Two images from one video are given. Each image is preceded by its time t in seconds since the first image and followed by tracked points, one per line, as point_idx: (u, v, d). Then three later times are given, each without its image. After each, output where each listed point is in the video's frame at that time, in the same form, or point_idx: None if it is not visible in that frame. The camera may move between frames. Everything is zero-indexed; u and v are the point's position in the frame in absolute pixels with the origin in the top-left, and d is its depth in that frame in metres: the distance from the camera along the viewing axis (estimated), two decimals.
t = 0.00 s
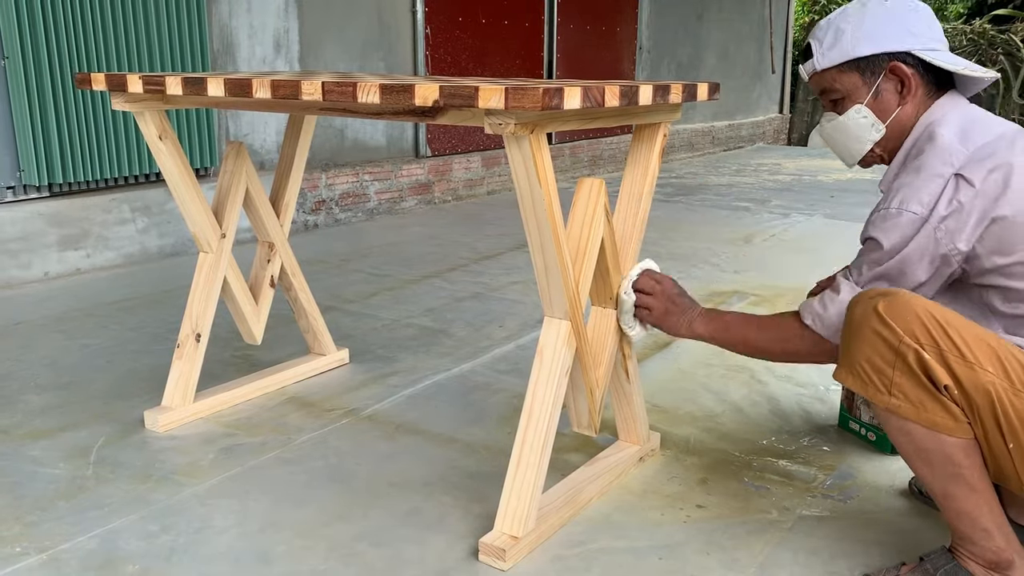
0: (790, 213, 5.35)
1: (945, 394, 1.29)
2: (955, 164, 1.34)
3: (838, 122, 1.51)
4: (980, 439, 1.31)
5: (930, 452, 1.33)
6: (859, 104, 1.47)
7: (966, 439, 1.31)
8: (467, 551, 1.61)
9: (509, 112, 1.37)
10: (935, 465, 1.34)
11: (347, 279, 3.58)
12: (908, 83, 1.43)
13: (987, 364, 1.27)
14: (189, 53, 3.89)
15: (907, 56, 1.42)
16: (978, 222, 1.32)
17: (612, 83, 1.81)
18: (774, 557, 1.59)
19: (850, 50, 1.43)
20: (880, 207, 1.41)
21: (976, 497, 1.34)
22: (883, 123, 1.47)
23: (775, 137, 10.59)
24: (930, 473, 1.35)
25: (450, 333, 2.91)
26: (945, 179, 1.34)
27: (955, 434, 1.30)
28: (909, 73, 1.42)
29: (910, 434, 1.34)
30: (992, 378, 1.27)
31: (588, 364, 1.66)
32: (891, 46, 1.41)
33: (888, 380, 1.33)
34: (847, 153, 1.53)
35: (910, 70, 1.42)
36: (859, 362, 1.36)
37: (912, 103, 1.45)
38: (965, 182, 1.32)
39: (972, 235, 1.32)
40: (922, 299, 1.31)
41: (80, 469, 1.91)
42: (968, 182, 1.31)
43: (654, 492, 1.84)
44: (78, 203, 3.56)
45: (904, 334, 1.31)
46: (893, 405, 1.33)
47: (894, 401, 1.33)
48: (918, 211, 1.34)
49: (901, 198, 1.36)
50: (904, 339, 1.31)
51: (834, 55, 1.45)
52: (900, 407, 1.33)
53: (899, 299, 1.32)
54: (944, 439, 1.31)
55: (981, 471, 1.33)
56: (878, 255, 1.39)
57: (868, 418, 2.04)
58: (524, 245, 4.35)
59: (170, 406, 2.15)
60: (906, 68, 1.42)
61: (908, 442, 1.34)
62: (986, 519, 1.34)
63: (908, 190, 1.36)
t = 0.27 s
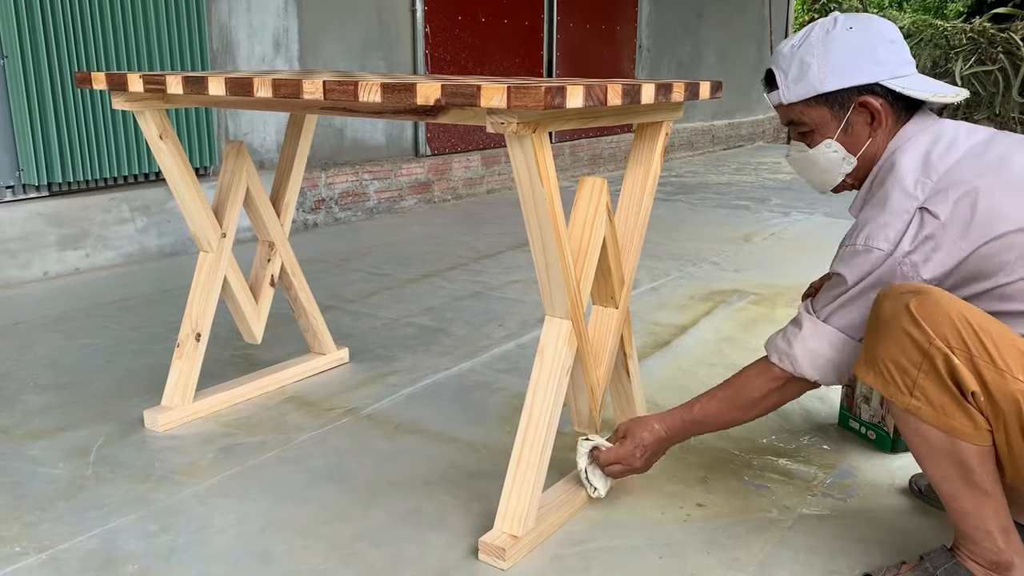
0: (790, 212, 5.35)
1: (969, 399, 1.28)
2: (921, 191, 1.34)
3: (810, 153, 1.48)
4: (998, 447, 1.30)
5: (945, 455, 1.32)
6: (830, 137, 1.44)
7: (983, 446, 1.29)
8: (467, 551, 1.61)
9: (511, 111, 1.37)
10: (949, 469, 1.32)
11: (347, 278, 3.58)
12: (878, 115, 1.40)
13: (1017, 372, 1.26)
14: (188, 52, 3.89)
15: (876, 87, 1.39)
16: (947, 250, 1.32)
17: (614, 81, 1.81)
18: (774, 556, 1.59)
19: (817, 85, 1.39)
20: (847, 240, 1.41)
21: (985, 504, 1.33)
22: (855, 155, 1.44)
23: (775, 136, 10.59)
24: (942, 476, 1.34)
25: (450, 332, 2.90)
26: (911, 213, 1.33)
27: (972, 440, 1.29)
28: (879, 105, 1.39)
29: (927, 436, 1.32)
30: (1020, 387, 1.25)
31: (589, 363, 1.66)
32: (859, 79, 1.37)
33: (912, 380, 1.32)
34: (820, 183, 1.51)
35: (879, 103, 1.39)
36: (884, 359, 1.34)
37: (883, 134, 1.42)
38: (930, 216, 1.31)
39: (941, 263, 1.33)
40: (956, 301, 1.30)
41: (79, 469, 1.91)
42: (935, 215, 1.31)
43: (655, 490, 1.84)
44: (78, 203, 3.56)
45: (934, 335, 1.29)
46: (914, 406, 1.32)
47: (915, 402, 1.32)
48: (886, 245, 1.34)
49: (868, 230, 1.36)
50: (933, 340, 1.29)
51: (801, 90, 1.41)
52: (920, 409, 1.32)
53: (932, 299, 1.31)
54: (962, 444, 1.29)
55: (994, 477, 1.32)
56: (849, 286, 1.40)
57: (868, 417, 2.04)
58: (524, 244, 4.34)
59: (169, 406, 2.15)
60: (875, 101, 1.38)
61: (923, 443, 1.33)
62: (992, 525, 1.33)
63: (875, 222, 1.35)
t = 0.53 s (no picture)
0: (790, 211, 5.35)
1: (995, 401, 1.27)
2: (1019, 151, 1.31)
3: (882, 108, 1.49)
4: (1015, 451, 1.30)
5: (963, 456, 1.32)
6: (900, 89, 1.45)
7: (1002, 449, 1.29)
8: (467, 550, 1.61)
9: (511, 110, 1.37)
10: (966, 469, 1.32)
11: (347, 277, 3.58)
12: (949, 65, 1.40)
13: None
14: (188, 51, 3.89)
15: (947, 37, 1.39)
16: None
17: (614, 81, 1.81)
18: (774, 555, 1.59)
19: (886, 36, 1.42)
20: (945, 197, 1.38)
21: (997, 506, 1.33)
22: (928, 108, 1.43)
23: (775, 135, 10.59)
24: (957, 476, 1.34)
25: (450, 331, 2.91)
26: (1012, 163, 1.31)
27: (992, 443, 1.29)
28: (949, 54, 1.39)
29: (948, 436, 1.32)
30: None
31: (590, 362, 1.66)
32: (928, 28, 1.38)
33: (938, 378, 1.31)
34: (893, 139, 1.52)
35: (949, 52, 1.39)
36: (912, 356, 1.33)
37: (957, 84, 1.41)
38: None
39: None
40: (988, 302, 1.29)
41: (79, 467, 1.91)
42: None
43: (654, 489, 1.84)
44: (77, 202, 3.56)
45: (966, 335, 1.28)
46: (938, 405, 1.31)
47: (940, 401, 1.31)
48: (990, 199, 1.31)
49: (970, 184, 1.33)
50: (965, 339, 1.28)
51: (873, 44, 1.44)
52: (943, 408, 1.31)
53: (966, 299, 1.30)
54: (982, 445, 1.29)
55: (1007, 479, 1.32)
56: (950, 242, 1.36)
57: (867, 416, 2.04)
58: (524, 243, 4.34)
59: (169, 404, 2.15)
60: (944, 50, 1.39)
61: (943, 442, 1.33)
62: (999, 528, 1.34)
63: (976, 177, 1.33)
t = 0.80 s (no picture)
0: (789, 210, 5.35)
1: (924, 385, 1.31)
2: None
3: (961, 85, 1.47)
4: (967, 434, 1.32)
5: (916, 444, 1.34)
6: (967, 68, 1.43)
7: (950, 432, 1.32)
8: (467, 548, 1.61)
9: (511, 109, 1.37)
10: (923, 457, 1.35)
11: (347, 276, 3.58)
12: (1006, 48, 1.35)
13: (967, 358, 1.29)
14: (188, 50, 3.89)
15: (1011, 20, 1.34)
16: None
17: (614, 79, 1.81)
18: (773, 554, 1.59)
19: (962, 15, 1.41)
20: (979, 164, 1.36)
21: (967, 491, 1.34)
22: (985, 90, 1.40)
23: (775, 134, 10.59)
24: (920, 466, 1.36)
25: (450, 330, 2.90)
26: None
27: (940, 427, 1.32)
28: (1003, 37, 1.35)
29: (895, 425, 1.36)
30: (972, 372, 1.29)
31: (589, 361, 1.66)
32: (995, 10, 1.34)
33: (874, 370, 1.37)
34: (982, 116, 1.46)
35: (1006, 36, 1.35)
36: (850, 353, 1.40)
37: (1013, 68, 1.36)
38: None
39: None
40: (908, 294, 1.35)
41: (79, 465, 1.91)
42: None
43: (654, 489, 1.84)
44: (77, 200, 3.56)
45: (888, 326, 1.35)
46: (879, 396, 1.36)
47: (881, 392, 1.36)
48: None
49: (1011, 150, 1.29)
50: (887, 330, 1.35)
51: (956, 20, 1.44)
52: (886, 398, 1.35)
53: (887, 294, 1.36)
54: (927, 431, 1.32)
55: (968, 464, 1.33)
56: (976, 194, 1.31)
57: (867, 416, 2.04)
58: (523, 242, 4.34)
59: (169, 403, 2.15)
60: (1000, 33, 1.35)
61: (895, 433, 1.36)
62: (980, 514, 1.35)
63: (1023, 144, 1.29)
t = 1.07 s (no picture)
0: (789, 210, 5.35)
1: (931, 379, 1.31)
2: None
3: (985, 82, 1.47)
4: (973, 429, 1.32)
5: (922, 438, 1.34)
6: (994, 61, 1.44)
7: (955, 427, 1.32)
8: (466, 548, 1.61)
9: (510, 108, 1.37)
10: (928, 453, 1.35)
11: (346, 275, 3.58)
12: None
13: (975, 354, 1.29)
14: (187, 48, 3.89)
15: None
16: None
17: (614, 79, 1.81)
18: (772, 554, 1.59)
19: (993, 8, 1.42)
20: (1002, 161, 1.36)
21: (971, 488, 1.34)
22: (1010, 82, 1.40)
23: (774, 134, 10.59)
24: (924, 462, 1.36)
25: (449, 329, 2.90)
26: None
27: (945, 421, 1.32)
28: None
29: (902, 419, 1.36)
30: (980, 367, 1.28)
31: (588, 361, 1.66)
32: None
33: (882, 365, 1.37)
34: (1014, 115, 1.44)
35: None
36: (857, 348, 1.40)
37: None
38: None
39: None
40: (917, 289, 1.35)
41: (78, 464, 1.91)
42: None
43: (652, 488, 1.84)
44: (76, 198, 3.55)
45: (895, 320, 1.35)
46: (886, 390, 1.36)
47: (888, 386, 1.36)
48: None
49: None
50: (894, 325, 1.35)
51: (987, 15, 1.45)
52: (893, 392, 1.35)
53: (895, 289, 1.36)
54: (933, 425, 1.32)
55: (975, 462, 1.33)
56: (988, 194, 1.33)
57: (866, 416, 2.04)
58: (523, 241, 4.34)
59: (168, 402, 2.15)
60: None
61: (900, 427, 1.37)
62: (983, 513, 1.35)
63: None
